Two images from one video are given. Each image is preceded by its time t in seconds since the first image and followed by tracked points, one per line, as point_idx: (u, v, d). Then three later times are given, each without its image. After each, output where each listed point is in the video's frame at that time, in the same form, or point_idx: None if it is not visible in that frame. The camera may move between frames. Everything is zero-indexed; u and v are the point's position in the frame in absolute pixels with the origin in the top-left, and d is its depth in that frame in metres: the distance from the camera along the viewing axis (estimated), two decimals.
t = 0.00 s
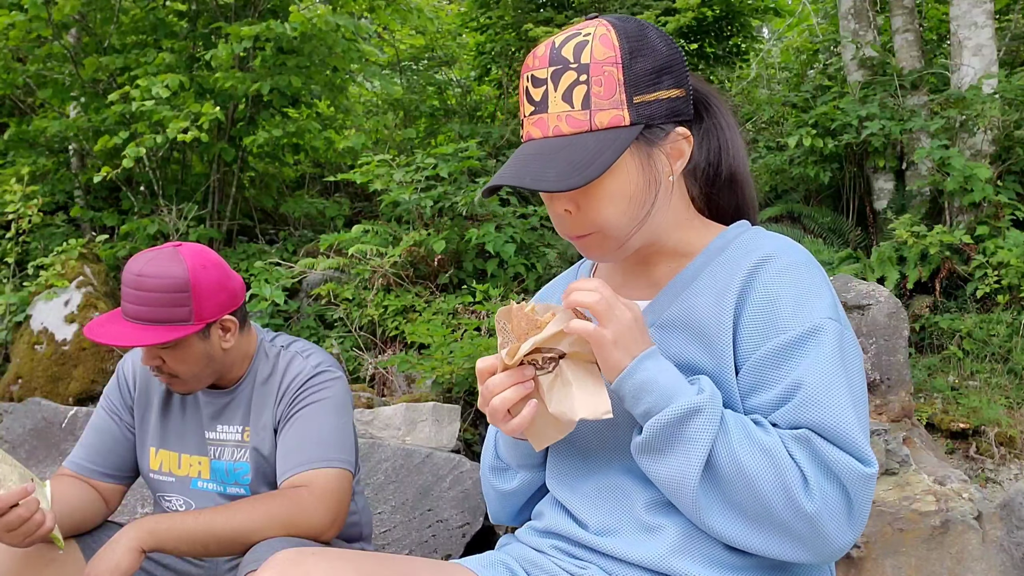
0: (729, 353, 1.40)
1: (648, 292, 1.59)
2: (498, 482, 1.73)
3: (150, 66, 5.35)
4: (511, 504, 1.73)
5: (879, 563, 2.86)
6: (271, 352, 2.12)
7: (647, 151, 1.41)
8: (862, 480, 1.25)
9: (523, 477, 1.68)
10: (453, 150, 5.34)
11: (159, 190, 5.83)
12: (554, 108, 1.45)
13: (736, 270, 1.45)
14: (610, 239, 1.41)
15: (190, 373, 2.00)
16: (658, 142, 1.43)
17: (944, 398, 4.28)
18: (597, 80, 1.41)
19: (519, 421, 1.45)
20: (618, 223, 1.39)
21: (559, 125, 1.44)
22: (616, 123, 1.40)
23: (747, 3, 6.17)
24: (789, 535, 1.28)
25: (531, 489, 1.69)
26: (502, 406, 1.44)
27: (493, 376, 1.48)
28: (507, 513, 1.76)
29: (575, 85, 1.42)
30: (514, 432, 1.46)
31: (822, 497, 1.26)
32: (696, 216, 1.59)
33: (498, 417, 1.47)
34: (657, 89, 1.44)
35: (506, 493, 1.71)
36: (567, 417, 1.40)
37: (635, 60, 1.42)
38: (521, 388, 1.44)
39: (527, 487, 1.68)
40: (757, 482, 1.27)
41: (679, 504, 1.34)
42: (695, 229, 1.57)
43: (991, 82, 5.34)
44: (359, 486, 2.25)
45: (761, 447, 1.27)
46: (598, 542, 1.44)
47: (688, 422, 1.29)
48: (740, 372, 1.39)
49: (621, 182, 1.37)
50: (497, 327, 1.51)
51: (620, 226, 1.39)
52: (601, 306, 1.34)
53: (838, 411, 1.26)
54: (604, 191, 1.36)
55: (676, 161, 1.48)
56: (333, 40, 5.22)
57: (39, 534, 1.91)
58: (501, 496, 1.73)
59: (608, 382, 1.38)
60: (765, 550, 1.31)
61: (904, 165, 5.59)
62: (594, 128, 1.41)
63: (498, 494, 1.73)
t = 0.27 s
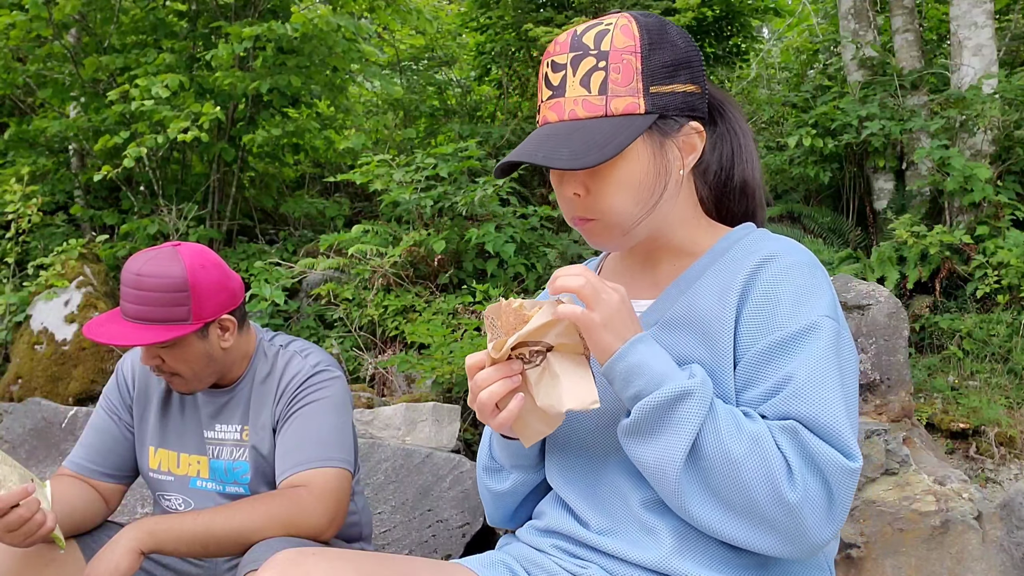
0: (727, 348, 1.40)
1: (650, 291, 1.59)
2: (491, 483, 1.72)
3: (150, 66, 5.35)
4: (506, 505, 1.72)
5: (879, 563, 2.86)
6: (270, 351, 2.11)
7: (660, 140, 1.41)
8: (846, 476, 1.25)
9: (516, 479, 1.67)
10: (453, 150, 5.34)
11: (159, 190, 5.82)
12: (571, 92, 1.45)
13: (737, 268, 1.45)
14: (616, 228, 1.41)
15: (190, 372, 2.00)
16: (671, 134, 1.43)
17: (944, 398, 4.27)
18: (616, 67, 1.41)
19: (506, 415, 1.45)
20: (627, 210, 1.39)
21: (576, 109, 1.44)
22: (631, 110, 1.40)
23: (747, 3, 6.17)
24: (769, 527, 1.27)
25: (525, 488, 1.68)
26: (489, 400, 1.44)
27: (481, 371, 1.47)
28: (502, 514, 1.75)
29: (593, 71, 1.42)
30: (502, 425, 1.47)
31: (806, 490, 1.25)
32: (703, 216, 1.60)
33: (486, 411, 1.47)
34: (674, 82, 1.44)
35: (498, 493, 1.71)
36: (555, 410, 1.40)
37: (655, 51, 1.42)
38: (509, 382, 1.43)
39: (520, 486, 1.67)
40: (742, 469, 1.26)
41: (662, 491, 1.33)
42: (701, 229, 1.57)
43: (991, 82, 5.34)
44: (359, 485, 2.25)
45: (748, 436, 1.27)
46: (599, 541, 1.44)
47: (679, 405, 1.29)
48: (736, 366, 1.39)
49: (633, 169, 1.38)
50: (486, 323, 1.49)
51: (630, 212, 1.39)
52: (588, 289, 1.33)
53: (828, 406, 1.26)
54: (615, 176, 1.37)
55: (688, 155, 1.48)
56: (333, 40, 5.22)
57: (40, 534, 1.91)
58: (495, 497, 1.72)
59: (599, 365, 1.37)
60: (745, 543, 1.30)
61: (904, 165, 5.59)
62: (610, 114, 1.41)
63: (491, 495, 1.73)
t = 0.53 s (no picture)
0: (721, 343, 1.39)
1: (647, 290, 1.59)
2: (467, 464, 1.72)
3: (151, 66, 5.35)
4: (484, 490, 1.72)
5: (879, 563, 2.86)
6: (268, 351, 2.11)
7: (672, 113, 1.46)
8: (838, 477, 1.25)
9: (493, 455, 1.66)
10: (453, 150, 5.34)
11: (159, 190, 5.82)
12: (609, 45, 1.53)
13: (732, 266, 1.45)
14: (604, 184, 1.47)
15: (190, 371, 2.00)
16: (686, 111, 1.48)
17: (944, 398, 4.27)
18: (657, 33, 1.49)
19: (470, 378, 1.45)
20: (619, 165, 1.45)
21: (607, 59, 1.51)
22: (655, 72, 1.46)
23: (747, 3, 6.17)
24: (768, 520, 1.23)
25: (499, 470, 1.68)
26: (454, 365, 1.44)
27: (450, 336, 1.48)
28: (483, 502, 1.75)
29: (636, 32, 1.51)
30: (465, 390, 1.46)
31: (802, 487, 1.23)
32: (703, 218, 1.62)
33: (451, 376, 1.46)
34: (706, 69, 1.50)
35: (474, 476, 1.71)
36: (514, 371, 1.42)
37: (695, 35, 1.50)
38: (475, 347, 1.44)
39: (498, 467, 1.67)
40: (748, 457, 1.22)
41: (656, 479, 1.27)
42: (700, 229, 1.60)
43: (991, 82, 5.34)
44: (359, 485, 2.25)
45: (755, 424, 1.23)
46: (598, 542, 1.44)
47: (691, 381, 1.24)
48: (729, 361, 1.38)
49: (636, 125, 1.44)
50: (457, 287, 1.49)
51: (622, 168, 1.45)
52: (617, 233, 1.26)
53: (826, 405, 1.26)
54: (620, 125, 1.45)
55: (696, 143, 1.51)
56: (334, 40, 5.23)
57: (38, 534, 1.91)
58: (473, 481, 1.72)
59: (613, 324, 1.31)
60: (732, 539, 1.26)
61: (904, 165, 5.59)
62: (636, 69, 1.47)
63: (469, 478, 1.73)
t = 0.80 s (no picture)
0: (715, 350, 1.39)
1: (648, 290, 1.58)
2: (460, 456, 1.72)
3: (151, 66, 5.35)
4: (476, 480, 1.73)
5: (879, 563, 2.85)
6: (268, 351, 2.12)
7: (684, 103, 1.49)
8: (829, 495, 1.24)
9: (481, 444, 1.67)
10: (453, 150, 5.35)
11: (159, 190, 5.81)
12: (634, 34, 1.57)
13: (727, 271, 1.44)
14: (610, 162, 1.49)
15: (189, 371, 2.00)
16: (698, 103, 1.51)
17: (944, 398, 4.27)
18: (681, 27, 1.52)
19: (450, 362, 1.52)
20: (626, 145, 1.47)
21: (630, 46, 1.54)
22: (674, 61, 1.49)
23: (747, 3, 6.17)
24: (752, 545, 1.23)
25: (490, 461, 1.68)
26: (435, 349, 1.51)
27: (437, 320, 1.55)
28: (478, 493, 1.75)
29: (660, 25, 1.54)
30: (443, 373, 1.53)
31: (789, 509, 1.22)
32: (707, 217, 1.62)
33: (432, 358, 1.54)
34: (724, 68, 1.53)
35: (465, 466, 1.71)
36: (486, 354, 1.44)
37: (717, 34, 1.54)
38: (453, 332, 1.50)
39: (488, 458, 1.67)
40: (730, 486, 1.21)
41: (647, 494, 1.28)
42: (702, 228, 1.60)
43: (991, 82, 5.34)
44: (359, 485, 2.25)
45: (739, 446, 1.21)
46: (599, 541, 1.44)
47: (667, 419, 1.22)
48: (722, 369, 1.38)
49: (647, 109, 1.48)
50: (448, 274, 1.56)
51: (628, 148, 1.47)
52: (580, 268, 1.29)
53: (815, 422, 1.25)
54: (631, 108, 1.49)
55: (705, 136, 1.53)
56: (333, 40, 5.23)
57: (37, 533, 1.91)
58: (466, 471, 1.72)
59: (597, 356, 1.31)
60: (717, 553, 1.27)
61: (904, 165, 5.59)
62: (655, 58, 1.50)
63: (463, 469, 1.73)
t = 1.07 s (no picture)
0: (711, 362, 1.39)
1: (649, 291, 1.58)
2: (462, 452, 1.72)
3: (151, 66, 5.35)
4: (476, 477, 1.73)
5: (879, 563, 2.85)
6: (268, 351, 2.12)
7: (689, 103, 1.50)
8: (853, 509, 1.24)
9: (483, 441, 1.68)
10: (453, 150, 5.35)
11: (159, 190, 5.81)
12: (642, 34, 1.57)
13: (724, 279, 1.44)
14: (613, 161, 1.50)
15: (188, 372, 2.00)
16: (703, 104, 1.51)
17: (944, 398, 4.27)
18: (689, 28, 1.53)
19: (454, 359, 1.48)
20: (630, 144, 1.48)
21: (637, 45, 1.55)
22: (680, 61, 1.49)
23: (747, 4, 6.17)
24: (778, 575, 1.23)
25: (491, 457, 1.69)
26: (439, 345, 1.48)
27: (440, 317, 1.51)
28: (478, 490, 1.76)
29: (668, 26, 1.55)
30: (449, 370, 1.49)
31: (813, 533, 1.22)
32: (710, 218, 1.61)
33: (437, 356, 1.50)
34: (730, 70, 1.54)
35: (466, 462, 1.71)
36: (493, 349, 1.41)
37: (725, 36, 1.54)
38: (458, 328, 1.46)
39: (490, 454, 1.68)
40: (746, 526, 1.21)
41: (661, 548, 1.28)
42: (703, 229, 1.59)
43: (991, 82, 5.34)
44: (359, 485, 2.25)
45: (746, 492, 1.22)
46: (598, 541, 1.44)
47: (660, 495, 1.21)
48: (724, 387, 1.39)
49: (652, 108, 1.49)
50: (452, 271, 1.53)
51: (631, 146, 1.48)
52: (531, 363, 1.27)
53: (826, 439, 1.25)
54: (636, 107, 1.50)
55: (709, 137, 1.53)
56: (333, 40, 5.23)
57: (37, 531, 1.91)
58: (466, 467, 1.73)
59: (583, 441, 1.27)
60: None
61: (904, 165, 5.59)
62: (662, 57, 1.50)
63: (464, 465, 1.73)
